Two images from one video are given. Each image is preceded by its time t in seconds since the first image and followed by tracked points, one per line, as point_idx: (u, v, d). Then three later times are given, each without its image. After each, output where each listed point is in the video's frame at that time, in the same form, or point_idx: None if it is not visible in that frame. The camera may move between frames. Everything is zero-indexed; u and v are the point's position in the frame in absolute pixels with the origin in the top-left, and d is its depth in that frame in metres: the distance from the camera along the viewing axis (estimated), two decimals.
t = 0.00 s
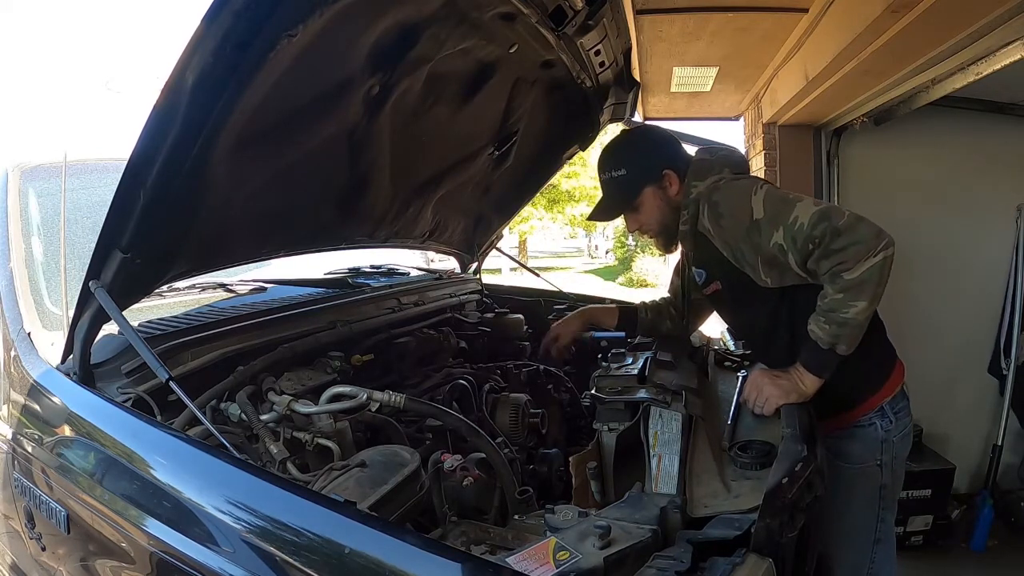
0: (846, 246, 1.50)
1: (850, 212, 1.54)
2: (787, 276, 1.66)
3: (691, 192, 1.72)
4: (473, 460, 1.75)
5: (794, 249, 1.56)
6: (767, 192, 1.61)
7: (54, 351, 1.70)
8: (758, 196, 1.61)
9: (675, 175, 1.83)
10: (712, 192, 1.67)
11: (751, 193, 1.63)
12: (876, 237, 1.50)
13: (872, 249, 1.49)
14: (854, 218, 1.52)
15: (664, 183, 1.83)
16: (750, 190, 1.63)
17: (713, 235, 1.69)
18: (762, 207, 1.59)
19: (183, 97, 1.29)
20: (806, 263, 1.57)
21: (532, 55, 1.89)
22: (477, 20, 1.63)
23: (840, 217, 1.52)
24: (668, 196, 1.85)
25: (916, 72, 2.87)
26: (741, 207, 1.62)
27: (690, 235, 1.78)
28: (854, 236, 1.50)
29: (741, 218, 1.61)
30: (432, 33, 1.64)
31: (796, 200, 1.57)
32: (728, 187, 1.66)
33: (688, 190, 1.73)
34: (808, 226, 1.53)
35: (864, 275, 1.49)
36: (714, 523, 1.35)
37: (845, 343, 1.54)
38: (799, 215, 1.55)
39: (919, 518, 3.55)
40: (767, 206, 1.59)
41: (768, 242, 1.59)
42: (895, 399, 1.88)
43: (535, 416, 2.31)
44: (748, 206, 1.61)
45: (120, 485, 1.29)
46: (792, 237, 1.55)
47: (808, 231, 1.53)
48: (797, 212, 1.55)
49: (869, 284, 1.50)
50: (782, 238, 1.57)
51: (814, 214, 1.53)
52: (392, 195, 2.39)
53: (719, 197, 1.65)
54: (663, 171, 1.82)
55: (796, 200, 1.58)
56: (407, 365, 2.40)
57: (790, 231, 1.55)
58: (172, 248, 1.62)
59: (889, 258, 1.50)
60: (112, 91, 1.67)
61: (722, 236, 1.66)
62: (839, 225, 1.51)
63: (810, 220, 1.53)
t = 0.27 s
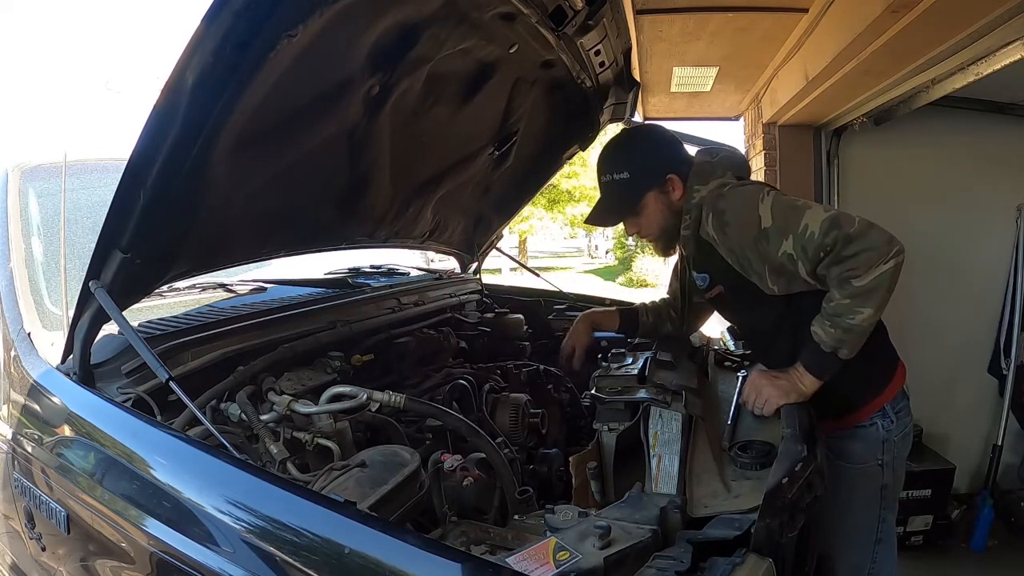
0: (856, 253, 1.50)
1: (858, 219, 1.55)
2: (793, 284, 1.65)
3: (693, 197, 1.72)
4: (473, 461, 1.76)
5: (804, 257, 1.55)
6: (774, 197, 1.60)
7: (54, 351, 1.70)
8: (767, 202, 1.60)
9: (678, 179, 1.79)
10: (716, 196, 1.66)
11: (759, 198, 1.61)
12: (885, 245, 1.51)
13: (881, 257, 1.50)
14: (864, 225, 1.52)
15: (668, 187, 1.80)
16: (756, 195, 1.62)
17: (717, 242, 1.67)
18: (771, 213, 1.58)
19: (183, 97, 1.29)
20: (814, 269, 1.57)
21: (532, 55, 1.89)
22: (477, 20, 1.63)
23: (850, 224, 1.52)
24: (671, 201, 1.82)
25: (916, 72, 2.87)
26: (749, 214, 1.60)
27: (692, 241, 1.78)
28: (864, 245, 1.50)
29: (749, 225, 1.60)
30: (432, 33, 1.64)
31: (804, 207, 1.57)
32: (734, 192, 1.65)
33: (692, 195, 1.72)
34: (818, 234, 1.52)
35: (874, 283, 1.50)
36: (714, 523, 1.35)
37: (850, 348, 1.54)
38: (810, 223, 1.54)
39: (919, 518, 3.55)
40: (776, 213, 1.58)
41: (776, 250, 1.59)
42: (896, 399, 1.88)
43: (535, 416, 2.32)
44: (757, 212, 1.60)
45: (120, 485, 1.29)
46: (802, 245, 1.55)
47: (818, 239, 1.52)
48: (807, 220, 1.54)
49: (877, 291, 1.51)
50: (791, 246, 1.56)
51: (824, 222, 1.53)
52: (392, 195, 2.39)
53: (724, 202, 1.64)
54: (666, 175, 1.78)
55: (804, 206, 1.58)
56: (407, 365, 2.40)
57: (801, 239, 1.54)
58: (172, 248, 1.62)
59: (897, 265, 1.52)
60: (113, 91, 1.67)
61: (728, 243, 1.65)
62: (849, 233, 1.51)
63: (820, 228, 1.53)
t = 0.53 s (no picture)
0: (865, 263, 1.49)
1: (866, 225, 1.53)
2: (800, 292, 1.65)
3: (695, 205, 1.71)
4: (473, 461, 1.76)
5: (812, 268, 1.55)
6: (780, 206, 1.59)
7: (54, 351, 1.70)
8: (773, 211, 1.58)
9: (679, 186, 1.78)
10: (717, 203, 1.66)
11: (765, 207, 1.60)
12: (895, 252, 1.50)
13: (889, 267, 1.49)
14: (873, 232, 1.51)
15: (670, 195, 1.80)
16: (762, 203, 1.61)
17: (721, 252, 1.67)
18: (778, 223, 1.57)
19: (183, 97, 1.29)
20: (822, 278, 1.56)
21: (532, 55, 1.89)
22: (477, 20, 1.63)
23: (859, 232, 1.51)
24: (673, 207, 1.81)
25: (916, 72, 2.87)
26: (753, 225, 1.59)
27: (694, 248, 1.76)
28: (874, 253, 1.49)
29: (755, 236, 1.59)
30: (432, 33, 1.64)
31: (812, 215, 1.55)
32: (739, 201, 1.64)
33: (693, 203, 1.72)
34: (826, 245, 1.51)
35: (883, 292, 1.49)
36: (714, 523, 1.35)
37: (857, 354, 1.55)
38: (816, 233, 1.53)
39: (919, 518, 3.55)
40: (783, 222, 1.56)
41: (784, 260, 1.58)
42: (898, 400, 1.88)
43: (535, 415, 2.32)
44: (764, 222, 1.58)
45: (120, 485, 1.29)
46: (810, 257, 1.54)
47: (827, 248, 1.51)
48: (815, 229, 1.53)
49: (886, 299, 1.50)
50: (799, 257, 1.55)
51: (831, 232, 1.52)
52: (391, 195, 2.39)
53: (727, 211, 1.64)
54: (667, 183, 1.78)
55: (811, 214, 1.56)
56: (407, 365, 2.40)
57: (808, 251, 1.54)
58: (172, 247, 1.62)
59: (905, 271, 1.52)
60: (113, 90, 1.67)
61: (732, 254, 1.64)
62: (859, 241, 1.50)
63: (829, 237, 1.51)
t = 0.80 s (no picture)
0: (868, 268, 1.50)
1: (869, 230, 1.53)
2: (801, 297, 1.65)
3: (693, 210, 1.71)
4: (473, 460, 1.76)
5: (816, 273, 1.54)
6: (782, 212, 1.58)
7: (54, 351, 1.70)
8: (775, 216, 1.58)
9: (678, 191, 1.76)
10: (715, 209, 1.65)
11: (767, 213, 1.59)
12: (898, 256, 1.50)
13: (892, 271, 1.50)
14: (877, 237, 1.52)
15: (669, 200, 1.77)
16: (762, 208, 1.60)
17: (721, 257, 1.65)
18: (781, 228, 1.56)
19: (183, 97, 1.29)
20: (825, 283, 1.56)
21: (532, 55, 1.89)
22: (477, 20, 1.63)
23: (863, 237, 1.51)
24: (670, 213, 1.79)
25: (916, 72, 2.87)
26: (755, 231, 1.58)
27: (693, 253, 1.76)
28: (877, 258, 1.50)
29: (757, 242, 1.58)
30: (431, 33, 1.64)
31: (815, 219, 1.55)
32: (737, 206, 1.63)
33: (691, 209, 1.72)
34: (831, 250, 1.51)
35: (886, 296, 1.50)
36: (715, 523, 1.35)
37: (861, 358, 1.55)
38: (820, 238, 1.53)
39: (919, 518, 3.55)
40: (786, 228, 1.56)
41: (788, 265, 1.57)
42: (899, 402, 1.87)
43: (535, 415, 2.32)
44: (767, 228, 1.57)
45: (120, 485, 1.29)
46: (815, 262, 1.53)
47: (831, 254, 1.51)
48: (820, 234, 1.53)
49: (889, 304, 1.51)
50: (802, 263, 1.55)
51: (835, 237, 1.52)
52: (391, 195, 2.39)
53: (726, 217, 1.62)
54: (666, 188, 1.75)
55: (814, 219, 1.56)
56: (407, 365, 2.40)
57: (812, 256, 1.53)
58: (172, 247, 1.62)
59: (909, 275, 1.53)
60: (113, 90, 1.67)
61: (734, 260, 1.63)
62: (863, 246, 1.50)
63: (834, 243, 1.51)
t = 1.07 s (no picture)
0: (866, 263, 1.50)
1: (867, 226, 1.54)
2: (798, 293, 1.65)
3: (691, 205, 1.71)
4: (473, 460, 1.76)
5: (814, 268, 1.55)
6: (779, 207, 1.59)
7: (54, 351, 1.70)
8: (773, 211, 1.58)
9: (675, 184, 1.78)
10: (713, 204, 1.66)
11: (765, 208, 1.59)
12: (896, 252, 1.51)
13: (889, 267, 1.51)
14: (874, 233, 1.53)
15: (666, 193, 1.79)
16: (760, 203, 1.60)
17: (719, 253, 1.65)
18: (779, 223, 1.57)
19: (183, 97, 1.28)
20: (823, 278, 1.56)
21: (532, 55, 1.89)
22: (477, 20, 1.63)
23: (861, 232, 1.52)
24: (668, 207, 1.81)
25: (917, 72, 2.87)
26: (754, 226, 1.58)
27: (691, 248, 1.77)
28: (876, 253, 1.50)
29: (756, 237, 1.58)
30: (431, 33, 1.64)
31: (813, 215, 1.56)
32: (735, 201, 1.63)
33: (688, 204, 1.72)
34: (829, 245, 1.52)
35: (884, 291, 1.51)
36: (715, 523, 1.35)
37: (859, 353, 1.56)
38: (818, 233, 1.53)
39: (919, 518, 3.54)
40: (784, 223, 1.56)
41: (786, 260, 1.58)
42: (898, 403, 1.87)
43: (536, 415, 2.32)
44: (765, 223, 1.58)
45: (120, 485, 1.29)
46: (813, 257, 1.54)
47: (830, 248, 1.52)
48: (818, 229, 1.54)
49: (887, 299, 1.52)
50: (801, 257, 1.55)
51: (833, 232, 1.52)
52: (391, 195, 2.39)
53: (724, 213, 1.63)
54: (664, 180, 1.77)
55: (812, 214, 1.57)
56: (407, 365, 2.40)
57: (810, 251, 1.54)
58: (171, 247, 1.62)
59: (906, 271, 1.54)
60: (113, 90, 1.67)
61: (732, 255, 1.63)
62: (861, 241, 1.51)
63: (832, 237, 1.52)
